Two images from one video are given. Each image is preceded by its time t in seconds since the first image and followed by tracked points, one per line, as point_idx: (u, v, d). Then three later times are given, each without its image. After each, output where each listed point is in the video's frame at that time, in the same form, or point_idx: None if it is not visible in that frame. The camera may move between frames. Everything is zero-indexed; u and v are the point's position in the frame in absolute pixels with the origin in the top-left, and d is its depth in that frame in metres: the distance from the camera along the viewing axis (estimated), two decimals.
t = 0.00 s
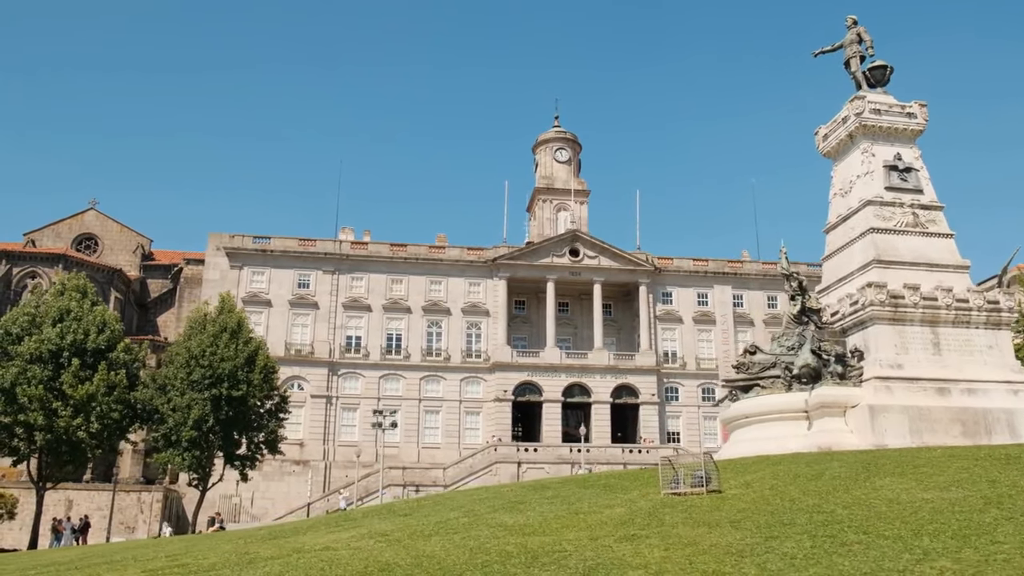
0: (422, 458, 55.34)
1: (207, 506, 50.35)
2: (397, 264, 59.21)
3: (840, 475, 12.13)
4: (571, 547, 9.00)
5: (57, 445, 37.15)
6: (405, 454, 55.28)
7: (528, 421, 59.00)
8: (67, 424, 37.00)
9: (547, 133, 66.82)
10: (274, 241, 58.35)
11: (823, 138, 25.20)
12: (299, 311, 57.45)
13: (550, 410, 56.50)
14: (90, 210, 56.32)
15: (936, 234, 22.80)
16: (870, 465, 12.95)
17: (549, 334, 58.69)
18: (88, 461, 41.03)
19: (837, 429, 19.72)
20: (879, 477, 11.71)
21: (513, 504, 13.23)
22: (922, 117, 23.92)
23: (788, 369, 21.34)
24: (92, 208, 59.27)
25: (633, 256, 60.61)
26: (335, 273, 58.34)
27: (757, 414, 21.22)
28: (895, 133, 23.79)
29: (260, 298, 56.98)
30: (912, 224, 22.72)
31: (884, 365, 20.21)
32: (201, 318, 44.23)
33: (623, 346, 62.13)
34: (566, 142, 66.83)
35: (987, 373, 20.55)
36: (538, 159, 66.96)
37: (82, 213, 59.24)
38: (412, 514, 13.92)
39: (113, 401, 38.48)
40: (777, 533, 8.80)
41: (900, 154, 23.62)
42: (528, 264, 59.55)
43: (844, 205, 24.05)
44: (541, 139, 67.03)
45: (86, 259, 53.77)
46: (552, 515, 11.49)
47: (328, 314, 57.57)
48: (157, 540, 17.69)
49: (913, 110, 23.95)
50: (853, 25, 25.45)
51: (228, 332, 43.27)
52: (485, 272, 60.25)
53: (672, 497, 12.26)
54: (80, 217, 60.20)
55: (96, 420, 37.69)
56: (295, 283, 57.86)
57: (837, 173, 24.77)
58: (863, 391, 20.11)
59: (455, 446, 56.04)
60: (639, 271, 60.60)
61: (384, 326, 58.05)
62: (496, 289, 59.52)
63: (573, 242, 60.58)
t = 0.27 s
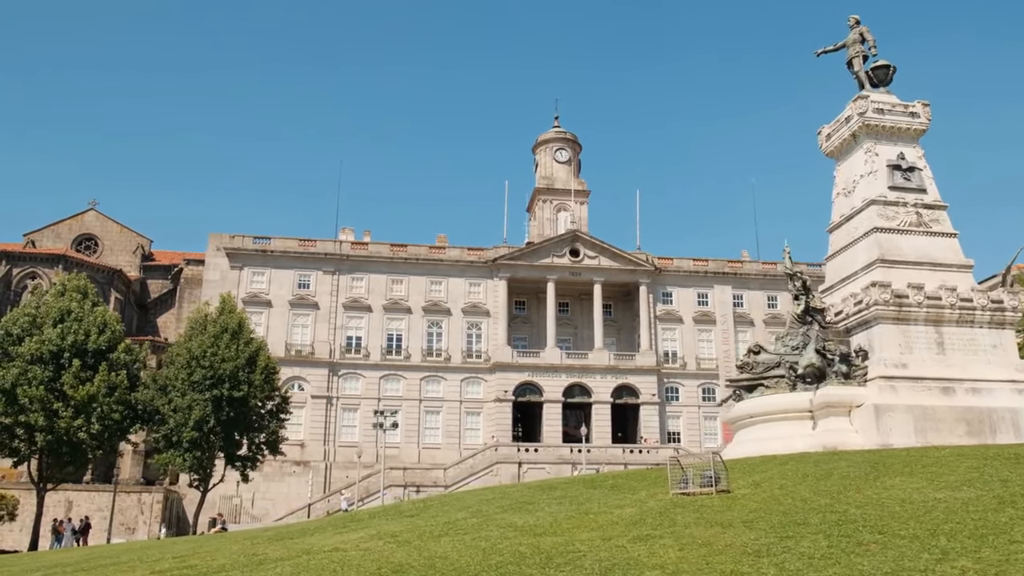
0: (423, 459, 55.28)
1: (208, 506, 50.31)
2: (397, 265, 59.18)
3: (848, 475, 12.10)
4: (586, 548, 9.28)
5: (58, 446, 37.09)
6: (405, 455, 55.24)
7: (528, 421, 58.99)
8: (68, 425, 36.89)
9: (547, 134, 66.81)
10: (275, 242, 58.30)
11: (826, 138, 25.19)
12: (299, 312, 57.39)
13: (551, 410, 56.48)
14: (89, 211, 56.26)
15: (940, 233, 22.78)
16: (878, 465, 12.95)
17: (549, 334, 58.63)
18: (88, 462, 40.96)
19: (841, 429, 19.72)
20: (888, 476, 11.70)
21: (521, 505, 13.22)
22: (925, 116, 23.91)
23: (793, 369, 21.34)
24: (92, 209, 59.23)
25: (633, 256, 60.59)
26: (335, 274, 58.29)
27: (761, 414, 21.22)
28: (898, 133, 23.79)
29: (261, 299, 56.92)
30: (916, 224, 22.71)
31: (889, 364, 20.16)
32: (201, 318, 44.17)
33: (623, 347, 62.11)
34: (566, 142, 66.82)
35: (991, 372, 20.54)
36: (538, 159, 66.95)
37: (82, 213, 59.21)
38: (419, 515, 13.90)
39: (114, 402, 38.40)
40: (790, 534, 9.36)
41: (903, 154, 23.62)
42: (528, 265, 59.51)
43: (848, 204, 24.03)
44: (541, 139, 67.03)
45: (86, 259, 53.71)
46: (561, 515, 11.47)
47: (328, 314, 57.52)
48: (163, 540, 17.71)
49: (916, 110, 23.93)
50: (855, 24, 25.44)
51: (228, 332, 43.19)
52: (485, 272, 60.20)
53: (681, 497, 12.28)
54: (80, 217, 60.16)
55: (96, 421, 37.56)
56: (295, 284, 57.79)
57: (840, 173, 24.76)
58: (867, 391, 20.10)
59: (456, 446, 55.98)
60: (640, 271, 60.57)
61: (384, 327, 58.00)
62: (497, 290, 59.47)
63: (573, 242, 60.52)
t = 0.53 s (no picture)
0: (423, 459, 55.22)
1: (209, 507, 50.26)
2: (397, 265, 59.14)
3: (853, 475, 12.06)
4: (593, 548, 9.25)
5: (58, 446, 37.02)
6: (405, 456, 55.19)
7: (528, 421, 59.00)
8: (68, 426, 36.81)
9: (547, 134, 66.77)
10: (275, 242, 58.24)
11: (827, 138, 25.17)
12: (299, 313, 57.34)
13: (551, 410, 56.45)
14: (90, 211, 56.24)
15: (942, 233, 22.77)
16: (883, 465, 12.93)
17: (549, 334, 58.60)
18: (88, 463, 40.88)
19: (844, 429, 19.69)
20: (894, 476, 11.67)
21: (524, 505, 13.18)
22: (927, 116, 23.88)
23: (796, 369, 21.38)
24: (92, 210, 59.20)
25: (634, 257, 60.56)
26: (335, 274, 58.25)
27: (764, 414, 21.19)
28: (900, 133, 23.76)
29: (261, 299, 56.87)
30: (918, 223, 22.69)
31: (892, 364, 20.14)
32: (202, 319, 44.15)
33: (624, 347, 62.09)
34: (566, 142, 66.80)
35: (995, 371, 20.52)
36: (538, 160, 66.92)
37: (82, 214, 59.18)
38: (421, 515, 13.86)
39: (114, 403, 38.31)
40: (798, 534, 9.34)
41: (905, 154, 23.59)
42: (528, 265, 59.44)
43: (850, 204, 24.01)
44: (541, 139, 66.99)
45: (85, 260, 53.65)
46: (566, 515, 11.45)
47: (328, 315, 57.48)
48: (164, 540, 17.68)
49: (918, 110, 23.90)
50: (857, 24, 25.42)
51: (228, 333, 43.13)
52: (485, 273, 60.16)
53: (685, 498, 12.24)
54: (79, 218, 60.12)
55: (96, 422, 37.47)
56: (295, 284, 57.76)
57: (842, 173, 24.74)
58: (870, 391, 20.07)
59: (456, 447, 55.92)
60: (640, 271, 60.54)
61: (384, 327, 57.96)
62: (497, 290, 59.43)
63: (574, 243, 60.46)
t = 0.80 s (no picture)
0: (423, 460, 55.17)
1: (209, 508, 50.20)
2: (397, 266, 59.08)
3: (857, 476, 12.01)
4: (597, 548, 9.20)
5: (58, 447, 36.93)
6: (405, 456, 55.14)
7: (528, 422, 59.07)
8: (68, 427, 36.73)
9: (547, 135, 66.73)
10: (274, 243, 58.18)
11: (828, 138, 25.13)
12: (299, 313, 57.28)
13: (551, 411, 56.40)
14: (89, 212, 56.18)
15: (944, 233, 22.73)
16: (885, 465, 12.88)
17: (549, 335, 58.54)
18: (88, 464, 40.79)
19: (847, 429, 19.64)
20: (897, 476, 11.63)
21: (526, 505, 13.12)
22: (928, 116, 23.85)
23: (798, 369, 21.34)
24: (91, 211, 59.14)
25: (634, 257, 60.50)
26: (335, 275, 58.19)
27: (766, 414, 21.15)
28: (901, 132, 23.72)
29: (260, 300, 56.82)
30: (920, 223, 22.64)
31: (894, 364, 20.10)
32: (202, 320, 44.09)
33: (624, 347, 62.06)
34: (566, 143, 66.75)
35: (997, 371, 20.48)
36: (538, 160, 66.87)
37: (81, 215, 59.10)
38: (423, 516, 13.80)
39: (114, 404, 38.20)
40: (803, 534, 9.29)
41: (906, 154, 23.56)
42: (528, 265, 59.33)
43: (851, 204, 23.97)
44: (541, 140, 66.94)
45: (85, 261, 53.57)
46: (569, 516, 11.40)
47: (328, 316, 57.42)
48: (164, 542, 17.61)
49: (919, 109, 23.86)
50: (858, 24, 25.38)
51: (228, 334, 43.08)
52: (485, 273, 60.11)
53: (688, 498, 12.18)
54: (79, 219, 60.06)
55: (97, 423, 37.36)
56: (295, 285, 57.71)
57: (843, 173, 24.70)
58: (872, 391, 20.02)
59: (456, 447, 55.85)
60: (640, 271, 60.47)
61: (384, 328, 57.92)
62: (496, 291, 59.37)
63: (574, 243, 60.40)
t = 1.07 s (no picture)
0: (423, 460, 55.11)
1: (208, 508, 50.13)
2: (396, 266, 59.02)
3: (859, 476, 11.96)
4: (597, 549, 9.16)
5: (57, 448, 36.85)
6: (405, 457, 55.08)
7: (528, 423, 59.07)
8: (68, 428, 36.67)
9: (546, 135, 66.68)
10: (273, 244, 58.12)
11: (829, 138, 25.10)
12: (298, 314, 57.23)
13: (551, 411, 56.35)
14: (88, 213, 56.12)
15: (945, 233, 22.69)
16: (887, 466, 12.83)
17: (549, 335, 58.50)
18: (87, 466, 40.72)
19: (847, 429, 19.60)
20: (898, 476, 11.60)
21: (526, 506, 13.06)
22: (929, 116, 23.81)
23: (798, 369, 21.29)
24: (90, 212, 59.09)
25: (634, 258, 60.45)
26: (335, 275, 58.15)
27: (766, 414, 21.12)
28: (902, 132, 23.68)
29: (260, 301, 56.78)
30: (921, 223, 22.60)
31: (894, 364, 20.06)
32: (201, 321, 44.03)
33: (624, 348, 62.03)
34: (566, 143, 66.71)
35: (998, 371, 20.44)
36: (537, 161, 66.84)
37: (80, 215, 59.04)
38: (422, 517, 13.75)
39: (113, 404, 38.12)
40: (803, 535, 9.25)
41: (907, 154, 23.52)
42: (528, 266, 59.26)
43: (851, 204, 23.94)
44: (541, 140, 66.89)
45: (84, 262, 53.52)
46: (569, 517, 11.36)
47: (327, 316, 57.37)
48: (164, 543, 17.55)
49: (920, 109, 23.83)
50: (858, 24, 25.35)
51: (228, 335, 43.01)
52: (485, 274, 60.06)
53: (689, 499, 12.13)
54: (78, 220, 60.00)
55: (96, 424, 37.28)
56: (294, 286, 57.67)
57: (844, 172, 24.66)
58: (873, 391, 19.98)
59: (456, 448, 55.78)
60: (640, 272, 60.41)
61: (384, 329, 57.88)
62: (496, 291, 59.32)
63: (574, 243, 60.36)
